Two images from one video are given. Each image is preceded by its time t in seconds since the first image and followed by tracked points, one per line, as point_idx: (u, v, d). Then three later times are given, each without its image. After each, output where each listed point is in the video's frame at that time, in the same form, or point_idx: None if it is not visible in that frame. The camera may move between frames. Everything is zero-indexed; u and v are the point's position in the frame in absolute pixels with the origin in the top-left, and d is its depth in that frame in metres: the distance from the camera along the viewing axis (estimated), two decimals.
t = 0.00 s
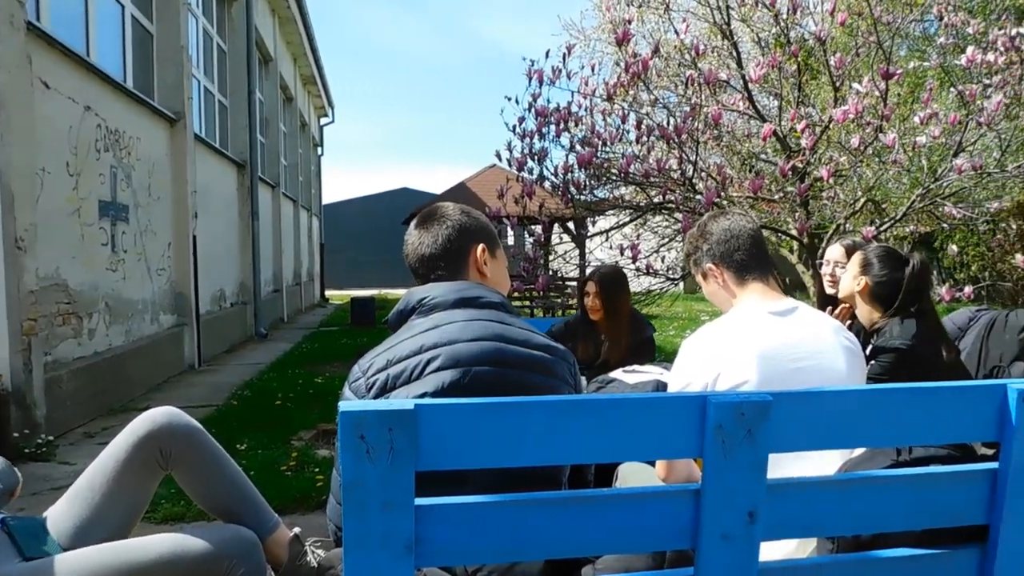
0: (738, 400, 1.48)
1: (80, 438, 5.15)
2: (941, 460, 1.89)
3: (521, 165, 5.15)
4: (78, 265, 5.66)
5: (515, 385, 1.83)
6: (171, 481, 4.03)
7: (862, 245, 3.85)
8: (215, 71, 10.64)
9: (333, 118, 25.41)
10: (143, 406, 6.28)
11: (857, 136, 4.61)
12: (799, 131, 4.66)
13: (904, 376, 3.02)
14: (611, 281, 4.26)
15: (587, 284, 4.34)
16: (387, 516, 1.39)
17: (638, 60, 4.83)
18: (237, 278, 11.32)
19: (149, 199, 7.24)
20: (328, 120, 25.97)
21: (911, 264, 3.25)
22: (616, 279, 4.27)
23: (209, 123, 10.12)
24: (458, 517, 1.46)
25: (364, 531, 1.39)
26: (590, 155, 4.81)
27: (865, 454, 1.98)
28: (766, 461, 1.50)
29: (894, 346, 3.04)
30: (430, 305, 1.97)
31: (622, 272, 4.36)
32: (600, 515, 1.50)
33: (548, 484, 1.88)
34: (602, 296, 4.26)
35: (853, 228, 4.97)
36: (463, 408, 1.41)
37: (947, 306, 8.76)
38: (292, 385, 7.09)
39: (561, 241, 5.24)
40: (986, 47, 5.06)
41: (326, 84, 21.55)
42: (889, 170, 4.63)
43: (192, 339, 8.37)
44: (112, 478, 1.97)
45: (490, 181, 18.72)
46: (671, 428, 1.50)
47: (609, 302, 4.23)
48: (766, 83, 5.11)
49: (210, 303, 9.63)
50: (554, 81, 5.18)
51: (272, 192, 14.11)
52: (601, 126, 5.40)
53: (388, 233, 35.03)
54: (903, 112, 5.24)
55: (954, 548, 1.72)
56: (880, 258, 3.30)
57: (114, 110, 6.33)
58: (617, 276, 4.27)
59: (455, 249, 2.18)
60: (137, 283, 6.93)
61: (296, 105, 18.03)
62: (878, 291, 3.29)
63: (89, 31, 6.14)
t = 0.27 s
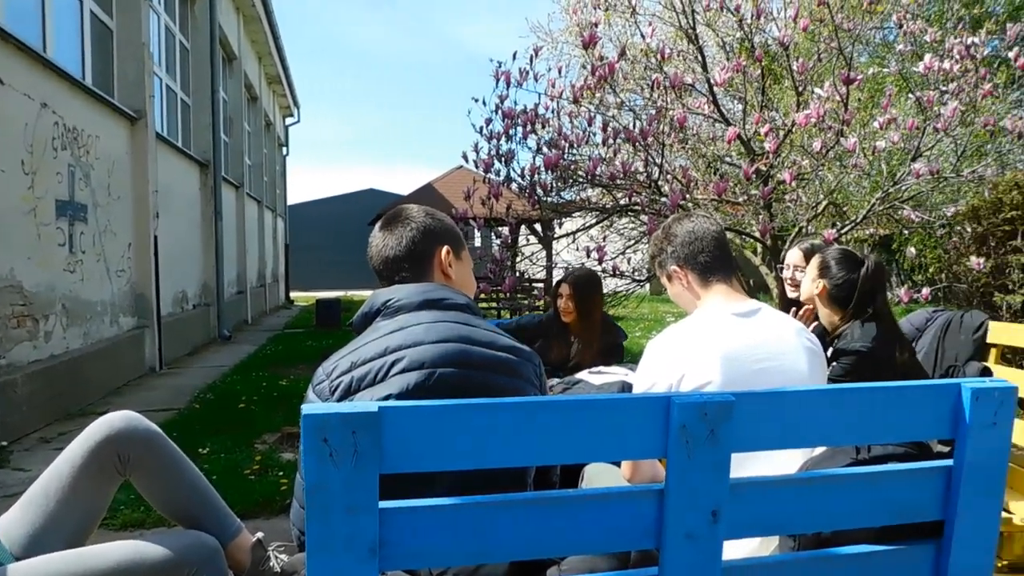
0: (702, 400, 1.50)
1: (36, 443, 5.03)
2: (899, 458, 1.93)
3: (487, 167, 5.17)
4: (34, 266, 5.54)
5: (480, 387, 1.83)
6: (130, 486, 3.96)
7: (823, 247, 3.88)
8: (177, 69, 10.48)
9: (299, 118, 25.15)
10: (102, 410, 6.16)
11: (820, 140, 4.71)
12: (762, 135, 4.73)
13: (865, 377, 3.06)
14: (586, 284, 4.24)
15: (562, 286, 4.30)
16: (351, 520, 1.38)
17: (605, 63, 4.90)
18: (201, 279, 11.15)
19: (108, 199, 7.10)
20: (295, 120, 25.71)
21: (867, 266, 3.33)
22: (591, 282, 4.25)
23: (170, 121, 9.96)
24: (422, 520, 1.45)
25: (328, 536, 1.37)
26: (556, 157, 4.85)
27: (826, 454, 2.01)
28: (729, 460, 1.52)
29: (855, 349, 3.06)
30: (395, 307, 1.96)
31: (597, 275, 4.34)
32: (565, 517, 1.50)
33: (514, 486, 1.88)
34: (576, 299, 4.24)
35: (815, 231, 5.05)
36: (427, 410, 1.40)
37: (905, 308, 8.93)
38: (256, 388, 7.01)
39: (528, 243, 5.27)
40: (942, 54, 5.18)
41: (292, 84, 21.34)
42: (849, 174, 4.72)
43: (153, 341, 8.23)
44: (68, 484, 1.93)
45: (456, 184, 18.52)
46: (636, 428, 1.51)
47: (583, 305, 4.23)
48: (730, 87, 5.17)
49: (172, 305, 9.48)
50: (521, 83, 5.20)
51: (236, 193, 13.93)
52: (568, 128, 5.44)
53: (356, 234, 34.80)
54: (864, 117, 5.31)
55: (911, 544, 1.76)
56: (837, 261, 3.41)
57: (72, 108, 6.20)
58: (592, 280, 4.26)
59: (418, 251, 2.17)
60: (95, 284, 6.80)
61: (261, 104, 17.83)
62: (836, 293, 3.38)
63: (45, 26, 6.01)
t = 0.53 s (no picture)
0: (677, 399, 1.50)
1: (5, 446, 4.95)
2: (870, 456, 1.96)
3: (465, 166, 5.17)
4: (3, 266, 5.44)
5: (458, 386, 1.83)
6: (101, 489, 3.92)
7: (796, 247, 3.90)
8: (151, 66, 10.35)
9: (276, 116, 24.93)
10: (73, 412, 6.08)
11: (795, 141, 4.77)
12: (739, 136, 4.75)
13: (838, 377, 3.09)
14: (578, 288, 4.24)
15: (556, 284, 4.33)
16: (325, 522, 1.37)
17: (582, 64, 4.91)
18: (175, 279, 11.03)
19: (79, 198, 7.00)
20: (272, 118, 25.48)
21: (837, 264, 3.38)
22: (585, 287, 4.25)
23: (144, 119, 9.83)
24: (397, 521, 1.45)
25: (302, 538, 1.36)
26: (534, 157, 4.86)
27: (799, 451, 2.07)
28: (704, 459, 1.53)
29: (829, 351, 3.07)
30: (372, 306, 1.95)
31: (593, 281, 4.34)
32: (541, 516, 1.51)
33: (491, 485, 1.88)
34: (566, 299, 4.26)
35: (790, 232, 5.10)
36: (403, 409, 1.39)
37: (878, 307, 9.04)
38: (231, 389, 6.95)
39: (506, 242, 5.33)
40: (914, 57, 5.25)
41: (268, 82, 21.15)
42: (824, 175, 4.77)
43: (125, 342, 8.11)
44: (37, 488, 1.90)
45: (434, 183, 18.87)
46: (611, 427, 1.51)
47: (573, 307, 4.23)
48: (707, 88, 5.20)
49: (145, 305, 9.36)
50: (499, 83, 5.20)
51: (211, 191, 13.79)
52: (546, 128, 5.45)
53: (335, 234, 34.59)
54: (837, 119, 5.45)
55: (883, 540, 1.78)
56: (808, 261, 3.47)
57: (42, 105, 6.10)
58: (585, 286, 4.25)
59: (397, 251, 2.16)
60: (66, 284, 6.69)
61: (237, 102, 17.66)
62: (807, 293, 3.43)
63: (14, 21, 5.91)
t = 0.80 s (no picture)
0: (661, 400, 1.51)
1: None
2: (853, 455, 1.97)
3: (451, 167, 5.16)
4: None
5: (446, 387, 1.82)
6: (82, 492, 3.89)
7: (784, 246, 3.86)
8: (133, 65, 10.26)
9: (259, 116, 24.78)
10: (54, 414, 6.02)
11: (779, 142, 4.80)
12: (723, 137, 4.77)
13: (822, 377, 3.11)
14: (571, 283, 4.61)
15: (554, 276, 4.55)
16: (309, 524, 1.36)
17: (567, 64, 4.91)
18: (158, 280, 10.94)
19: (60, 197, 6.93)
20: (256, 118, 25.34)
21: (791, 269, 3.42)
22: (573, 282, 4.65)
23: (127, 118, 9.75)
24: (382, 522, 1.44)
25: (286, 540, 1.35)
26: (519, 157, 4.87)
27: (782, 451, 2.10)
28: (688, 459, 1.53)
29: (814, 356, 3.09)
30: (359, 306, 1.95)
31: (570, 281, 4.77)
32: (526, 517, 1.51)
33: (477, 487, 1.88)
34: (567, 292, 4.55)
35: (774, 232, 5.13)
36: (387, 411, 1.39)
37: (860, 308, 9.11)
38: (215, 390, 6.90)
39: (491, 243, 5.33)
40: (897, 60, 5.30)
41: (252, 82, 21.03)
42: (808, 176, 4.82)
43: (108, 343, 8.04)
44: (15, 492, 1.87)
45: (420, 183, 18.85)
46: (597, 428, 1.51)
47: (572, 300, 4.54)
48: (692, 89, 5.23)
49: (128, 305, 9.28)
50: (484, 84, 5.20)
51: (195, 191, 13.70)
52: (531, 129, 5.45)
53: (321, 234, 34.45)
54: (822, 120, 5.50)
55: (866, 538, 1.80)
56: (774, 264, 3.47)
57: (22, 103, 6.04)
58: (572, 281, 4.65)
59: (385, 249, 2.16)
60: (47, 285, 6.63)
61: (221, 102, 17.55)
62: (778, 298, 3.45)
63: None
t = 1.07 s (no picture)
0: (641, 397, 1.52)
1: None
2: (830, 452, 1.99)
3: (432, 165, 5.15)
4: None
5: (429, 386, 1.82)
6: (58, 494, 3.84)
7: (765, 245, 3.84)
8: (110, 61, 10.13)
9: (238, 114, 24.55)
10: (30, 415, 5.94)
11: (758, 141, 4.85)
12: (704, 136, 4.80)
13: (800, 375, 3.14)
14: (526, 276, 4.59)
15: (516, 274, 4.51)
16: (289, 524, 1.35)
17: (548, 62, 4.92)
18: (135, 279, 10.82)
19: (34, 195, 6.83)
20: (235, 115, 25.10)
21: (742, 272, 3.42)
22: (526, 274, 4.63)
23: (103, 115, 9.63)
24: (362, 522, 1.43)
25: (265, 541, 1.34)
26: (500, 155, 4.89)
27: (762, 448, 2.11)
28: (668, 456, 1.54)
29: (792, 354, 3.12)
30: (343, 305, 1.94)
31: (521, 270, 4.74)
32: (507, 515, 1.51)
33: (460, 486, 1.88)
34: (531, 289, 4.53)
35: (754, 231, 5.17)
36: (368, 410, 1.38)
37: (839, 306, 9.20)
38: (194, 390, 6.84)
39: (474, 241, 5.38)
40: (874, 60, 5.36)
41: (231, 79, 20.85)
42: (787, 175, 4.92)
43: (84, 343, 7.94)
44: None
45: (401, 181, 18.81)
46: (578, 426, 1.52)
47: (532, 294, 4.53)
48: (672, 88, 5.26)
49: (105, 305, 9.16)
50: (465, 81, 5.19)
51: (173, 189, 13.55)
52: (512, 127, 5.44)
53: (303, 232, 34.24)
54: (800, 120, 5.55)
55: (843, 534, 1.82)
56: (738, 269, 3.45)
57: None
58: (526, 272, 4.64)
59: (371, 246, 2.15)
60: (21, 284, 6.54)
61: (199, 99, 17.37)
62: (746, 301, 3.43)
63: None
